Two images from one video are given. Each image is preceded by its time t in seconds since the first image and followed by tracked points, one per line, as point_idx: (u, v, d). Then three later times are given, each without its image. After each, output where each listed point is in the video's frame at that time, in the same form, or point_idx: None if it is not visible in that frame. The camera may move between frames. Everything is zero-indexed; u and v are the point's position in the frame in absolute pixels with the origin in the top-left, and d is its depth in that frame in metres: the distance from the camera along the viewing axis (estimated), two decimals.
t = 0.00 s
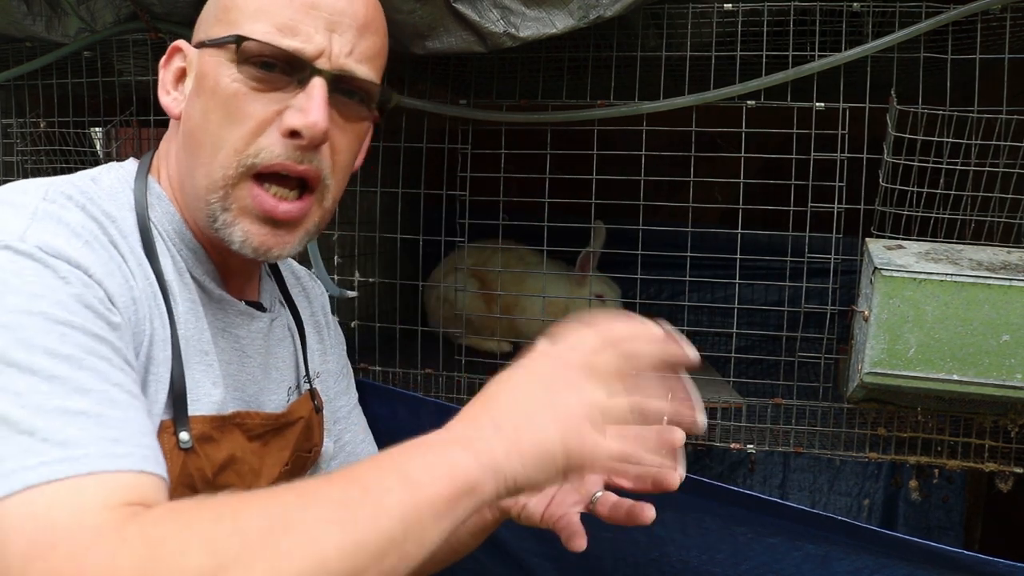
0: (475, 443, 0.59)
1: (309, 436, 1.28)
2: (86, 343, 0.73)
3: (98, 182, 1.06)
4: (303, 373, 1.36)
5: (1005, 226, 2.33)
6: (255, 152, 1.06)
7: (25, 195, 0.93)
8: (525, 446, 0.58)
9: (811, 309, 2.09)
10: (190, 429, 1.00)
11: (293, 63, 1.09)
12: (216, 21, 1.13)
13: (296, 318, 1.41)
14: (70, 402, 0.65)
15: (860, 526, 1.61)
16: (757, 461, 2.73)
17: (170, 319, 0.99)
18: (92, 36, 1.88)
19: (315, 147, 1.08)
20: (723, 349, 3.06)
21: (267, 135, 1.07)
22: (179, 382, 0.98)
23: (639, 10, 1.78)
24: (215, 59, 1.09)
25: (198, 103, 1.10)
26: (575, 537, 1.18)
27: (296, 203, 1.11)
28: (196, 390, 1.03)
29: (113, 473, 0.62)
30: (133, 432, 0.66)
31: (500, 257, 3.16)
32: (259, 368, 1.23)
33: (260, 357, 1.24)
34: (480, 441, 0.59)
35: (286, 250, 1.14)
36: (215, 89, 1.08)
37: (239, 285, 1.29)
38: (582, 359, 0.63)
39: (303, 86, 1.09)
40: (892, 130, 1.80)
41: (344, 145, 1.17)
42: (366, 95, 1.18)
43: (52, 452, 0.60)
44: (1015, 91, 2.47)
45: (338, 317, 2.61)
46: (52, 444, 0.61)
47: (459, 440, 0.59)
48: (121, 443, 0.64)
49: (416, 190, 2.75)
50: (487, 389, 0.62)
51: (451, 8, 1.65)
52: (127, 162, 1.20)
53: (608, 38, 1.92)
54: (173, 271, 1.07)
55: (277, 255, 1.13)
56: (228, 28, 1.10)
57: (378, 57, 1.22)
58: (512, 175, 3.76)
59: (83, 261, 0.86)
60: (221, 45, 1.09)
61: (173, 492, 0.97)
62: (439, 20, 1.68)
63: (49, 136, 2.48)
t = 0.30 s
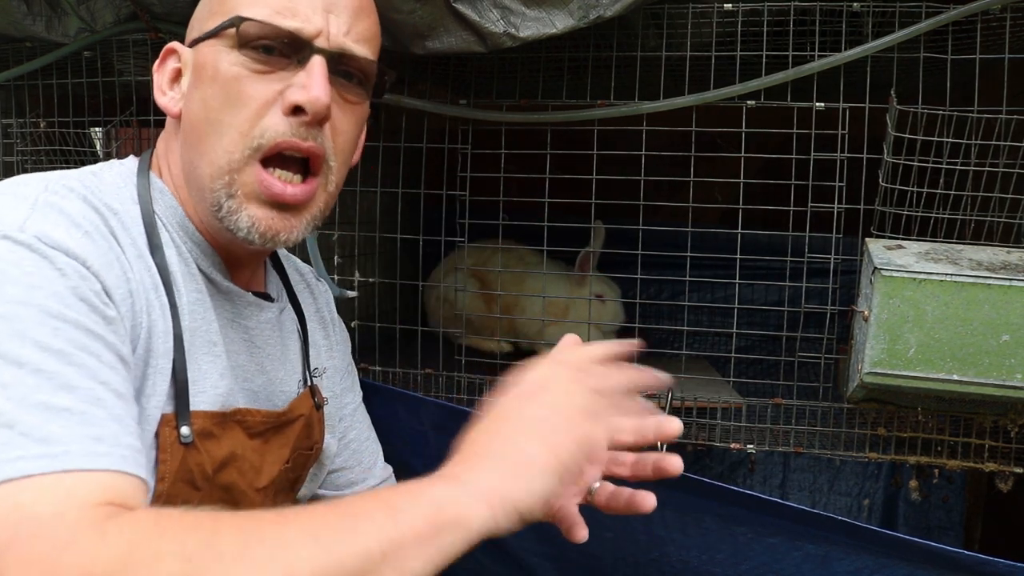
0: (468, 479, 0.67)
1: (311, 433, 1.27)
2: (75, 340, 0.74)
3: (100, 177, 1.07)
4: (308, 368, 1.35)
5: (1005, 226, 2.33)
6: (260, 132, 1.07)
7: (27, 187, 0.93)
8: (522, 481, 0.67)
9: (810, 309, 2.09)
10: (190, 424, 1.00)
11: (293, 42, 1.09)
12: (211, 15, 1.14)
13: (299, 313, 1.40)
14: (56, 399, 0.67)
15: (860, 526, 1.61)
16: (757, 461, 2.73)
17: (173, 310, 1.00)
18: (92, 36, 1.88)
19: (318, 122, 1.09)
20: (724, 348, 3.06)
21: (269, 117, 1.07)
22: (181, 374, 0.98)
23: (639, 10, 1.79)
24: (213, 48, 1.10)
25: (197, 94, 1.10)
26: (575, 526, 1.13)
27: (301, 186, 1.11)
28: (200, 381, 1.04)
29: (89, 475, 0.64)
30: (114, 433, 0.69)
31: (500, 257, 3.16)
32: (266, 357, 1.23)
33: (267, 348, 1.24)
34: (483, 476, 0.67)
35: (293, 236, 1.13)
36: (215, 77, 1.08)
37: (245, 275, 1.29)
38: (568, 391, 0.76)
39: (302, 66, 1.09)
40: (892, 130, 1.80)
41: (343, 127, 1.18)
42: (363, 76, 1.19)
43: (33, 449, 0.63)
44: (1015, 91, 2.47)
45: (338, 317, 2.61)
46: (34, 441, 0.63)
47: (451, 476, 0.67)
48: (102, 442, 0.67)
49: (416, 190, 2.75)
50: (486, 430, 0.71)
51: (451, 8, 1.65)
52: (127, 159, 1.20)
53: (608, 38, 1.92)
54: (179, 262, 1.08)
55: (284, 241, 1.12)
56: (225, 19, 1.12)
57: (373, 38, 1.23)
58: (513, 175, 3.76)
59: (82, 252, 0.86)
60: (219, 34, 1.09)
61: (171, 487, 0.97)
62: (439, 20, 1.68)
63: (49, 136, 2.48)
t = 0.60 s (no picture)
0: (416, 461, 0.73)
1: (311, 434, 1.28)
2: (84, 347, 0.74)
3: (102, 178, 1.06)
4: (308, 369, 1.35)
5: (1005, 226, 2.33)
6: (254, 147, 1.07)
7: (33, 188, 0.93)
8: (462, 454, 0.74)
9: (811, 309, 2.08)
10: (194, 427, 1.00)
11: (289, 62, 1.10)
12: (213, 21, 1.14)
13: (299, 314, 1.39)
14: (67, 405, 0.68)
15: (860, 527, 1.61)
16: (757, 461, 2.73)
17: (178, 314, 1.00)
18: (92, 36, 1.88)
19: (311, 142, 1.09)
20: (724, 348, 3.06)
21: (264, 132, 1.08)
22: (184, 378, 0.99)
23: (639, 10, 1.79)
24: (213, 57, 1.10)
25: (196, 102, 1.10)
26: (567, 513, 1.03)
27: (296, 191, 1.11)
28: (202, 384, 1.03)
29: (92, 483, 0.66)
30: (117, 443, 0.70)
31: (500, 257, 3.16)
32: (267, 360, 1.23)
33: (268, 350, 1.24)
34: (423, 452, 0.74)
35: (287, 240, 1.13)
36: (213, 88, 1.09)
37: (247, 279, 1.29)
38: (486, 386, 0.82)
39: (298, 86, 1.10)
40: (892, 130, 1.80)
41: (341, 141, 1.17)
42: (362, 94, 1.19)
43: (44, 454, 0.64)
44: (1015, 91, 2.47)
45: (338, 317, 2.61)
46: (46, 446, 0.64)
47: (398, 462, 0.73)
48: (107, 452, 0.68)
49: (416, 190, 2.75)
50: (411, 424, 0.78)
51: (451, 8, 1.65)
52: (131, 159, 1.20)
53: (608, 38, 1.92)
54: (180, 264, 1.07)
55: (279, 244, 1.13)
56: (225, 28, 1.11)
57: (376, 54, 1.22)
58: (512, 175, 3.76)
59: (89, 258, 0.86)
60: (220, 43, 1.09)
61: (174, 490, 0.97)
62: (439, 21, 1.68)
63: (49, 136, 2.48)
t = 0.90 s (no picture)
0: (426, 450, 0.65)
1: (310, 434, 1.28)
2: (90, 351, 0.74)
3: (103, 176, 1.07)
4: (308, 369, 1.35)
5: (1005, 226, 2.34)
6: (257, 141, 1.07)
7: (33, 187, 0.93)
8: (482, 456, 0.65)
9: (811, 309, 2.08)
10: (193, 426, 1.00)
11: (292, 54, 1.10)
12: (214, 17, 1.14)
13: (298, 313, 1.40)
14: (74, 411, 0.68)
15: (861, 527, 1.61)
16: (757, 461, 2.73)
17: (179, 312, 1.01)
18: (92, 36, 1.88)
19: (315, 134, 1.09)
20: (724, 348, 3.06)
21: (267, 125, 1.08)
22: (185, 377, 0.99)
23: (639, 10, 1.79)
24: (215, 52, 1.10)
25: (198, 98, 1.10)
26: (563, 505, 1.11)
27: (298, 185, 1.11)
28: (202, 383, 1.03)
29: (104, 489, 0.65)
30: (128, 446, 0.70)
31: (500, 258, 3.16)
32: (268, 359, 1.23)
33: (268, 349, 1.24)
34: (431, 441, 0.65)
35: (291, 233, 1.14)
36: (215, 83, 1.09)
37: (248, 277, 1.29)
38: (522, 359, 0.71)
39: (301, 78, 1.10)
40: (892, 130, 1.80)
41: (343, 135, 1.17)
42: (363, 86, 1.18)
43: (54, 461, 0.63)
44: (1015, 91, 2.47)
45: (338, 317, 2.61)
46: (55, 453, 0.64)
47: (418, 442, 0.66)
48: (119, 455, 0.68)
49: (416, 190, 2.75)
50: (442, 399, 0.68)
51: (451, 8, 1.65)
52: (132, 158, 1.20)
53: (608, 38, 1.92)
54: (180, 263, 1.07)
55: (283, 238, 1.14)
56: (226, 23, 1.11)
57: (377, 47, 1.22)
58: (512, 175, 3.76)
59: (90, 259, 0.86)
60: (222, 38, 1.09)
61: (172, 488, 0.98)
62: (438, 20, 1.69)
63: (49, 136, 2.48)
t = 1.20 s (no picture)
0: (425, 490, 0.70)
1: (312, 435, 1.28)
2: (79, 357, 0.76)
3: (106, 177, 1.07)
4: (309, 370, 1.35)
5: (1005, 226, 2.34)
6: (259, 152, 1.08)
7: (36, 188, 0.93)
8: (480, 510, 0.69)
9: (811, 309, 2.08)
10: (196, 428, 1.01)
11: (293, 57, 1.10)
12: (215, 19, 1.14)
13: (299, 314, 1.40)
14: (54, 421, 0.70)
15: (860, 527, 1.61)
16: (757, 460, 2.73)
17: (179, 313, 1.01)
18: (92, 36, 1.88)
19: (316, 139, 1.10)
20: (724, 349, 3.06)
21: (270, 134, 1.09)
22: (186, 377, 0.99)
23: (639, 10, 1.79)
24: (215, 56, 1.10)
25: (199, 102, 1.10)
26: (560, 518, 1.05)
27: (293, 203, 1.12)
28: (205, 385, 1.04)
29: (77, 502, 0.68)
30: (108, 459, 0.72)
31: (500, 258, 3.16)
32: (269, 360, 1.23)
33: (270, 350, 1.24)
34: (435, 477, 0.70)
35: (283, 253, 1.14)
36: (216, 89, 1.09)
37: (250, 277, 1.29)
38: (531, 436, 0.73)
39: (303, 81, 1.10)
40: (892, 129, 1.80)
41: (343, 139, 1.17)
42: (364, 89, 1.18)
43: (27, 474, 0.66)
44: (1015, 91, 2.47)
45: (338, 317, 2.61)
46: (28, 466, 0.66)
47: (417, 487, 0.70)
48: (96, 469, 0.70)
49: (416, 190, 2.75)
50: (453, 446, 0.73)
51: (451, 8, 1.65)
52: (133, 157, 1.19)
53: (608, 38, 1.92)
54: (181, 263, 1.07)
55: (275, 257, 1.14)
56: (229, 25, 1.12)
57: (377, 48, 1.23)
58: (512, 175, 3.77)
59: (89, 262, 0.86)
60: (222, 41, 1.09)
61: (176, 490, 0.98)
62: (439, 21, 1.69)
63: (49, 136, 2.48)
